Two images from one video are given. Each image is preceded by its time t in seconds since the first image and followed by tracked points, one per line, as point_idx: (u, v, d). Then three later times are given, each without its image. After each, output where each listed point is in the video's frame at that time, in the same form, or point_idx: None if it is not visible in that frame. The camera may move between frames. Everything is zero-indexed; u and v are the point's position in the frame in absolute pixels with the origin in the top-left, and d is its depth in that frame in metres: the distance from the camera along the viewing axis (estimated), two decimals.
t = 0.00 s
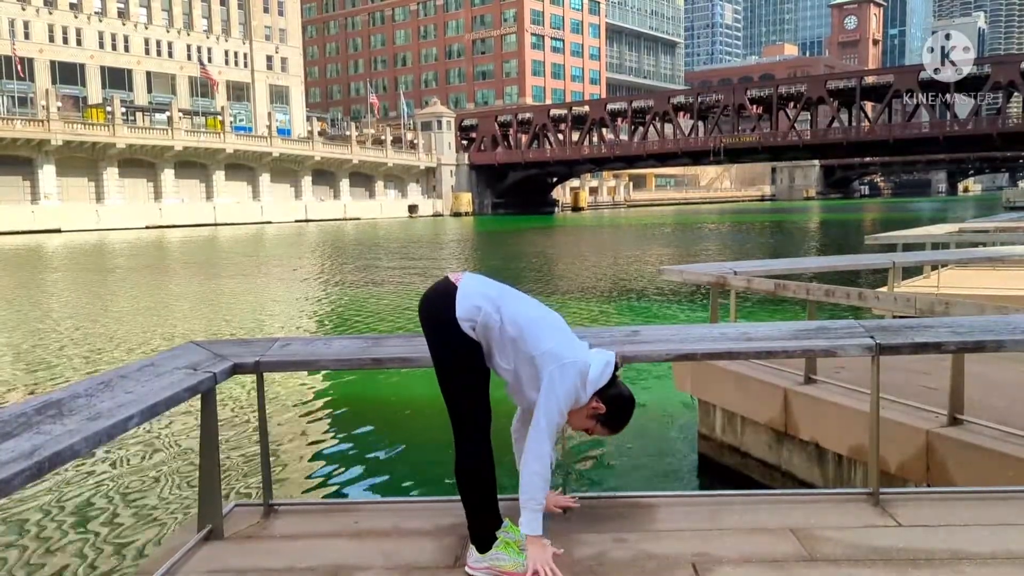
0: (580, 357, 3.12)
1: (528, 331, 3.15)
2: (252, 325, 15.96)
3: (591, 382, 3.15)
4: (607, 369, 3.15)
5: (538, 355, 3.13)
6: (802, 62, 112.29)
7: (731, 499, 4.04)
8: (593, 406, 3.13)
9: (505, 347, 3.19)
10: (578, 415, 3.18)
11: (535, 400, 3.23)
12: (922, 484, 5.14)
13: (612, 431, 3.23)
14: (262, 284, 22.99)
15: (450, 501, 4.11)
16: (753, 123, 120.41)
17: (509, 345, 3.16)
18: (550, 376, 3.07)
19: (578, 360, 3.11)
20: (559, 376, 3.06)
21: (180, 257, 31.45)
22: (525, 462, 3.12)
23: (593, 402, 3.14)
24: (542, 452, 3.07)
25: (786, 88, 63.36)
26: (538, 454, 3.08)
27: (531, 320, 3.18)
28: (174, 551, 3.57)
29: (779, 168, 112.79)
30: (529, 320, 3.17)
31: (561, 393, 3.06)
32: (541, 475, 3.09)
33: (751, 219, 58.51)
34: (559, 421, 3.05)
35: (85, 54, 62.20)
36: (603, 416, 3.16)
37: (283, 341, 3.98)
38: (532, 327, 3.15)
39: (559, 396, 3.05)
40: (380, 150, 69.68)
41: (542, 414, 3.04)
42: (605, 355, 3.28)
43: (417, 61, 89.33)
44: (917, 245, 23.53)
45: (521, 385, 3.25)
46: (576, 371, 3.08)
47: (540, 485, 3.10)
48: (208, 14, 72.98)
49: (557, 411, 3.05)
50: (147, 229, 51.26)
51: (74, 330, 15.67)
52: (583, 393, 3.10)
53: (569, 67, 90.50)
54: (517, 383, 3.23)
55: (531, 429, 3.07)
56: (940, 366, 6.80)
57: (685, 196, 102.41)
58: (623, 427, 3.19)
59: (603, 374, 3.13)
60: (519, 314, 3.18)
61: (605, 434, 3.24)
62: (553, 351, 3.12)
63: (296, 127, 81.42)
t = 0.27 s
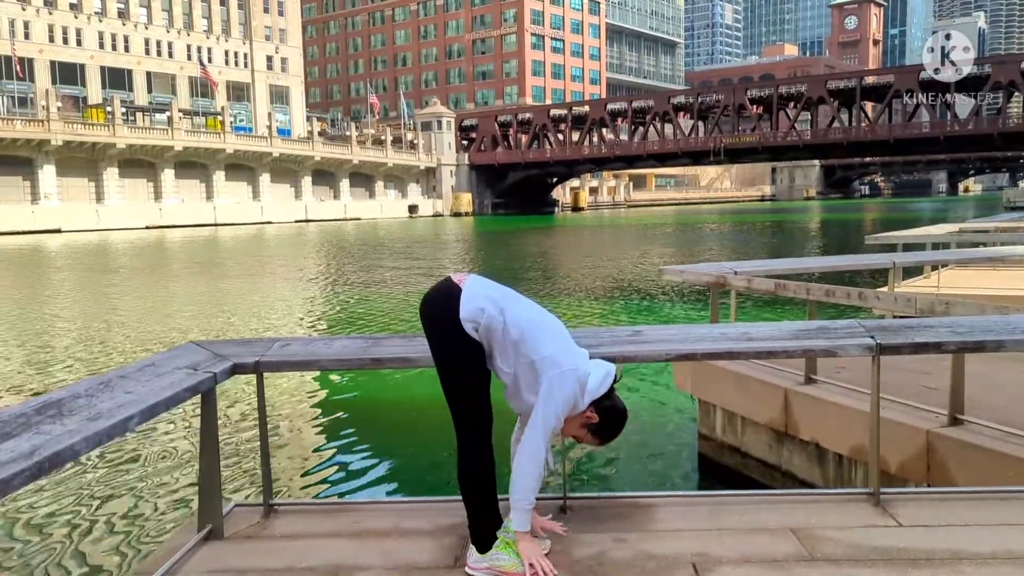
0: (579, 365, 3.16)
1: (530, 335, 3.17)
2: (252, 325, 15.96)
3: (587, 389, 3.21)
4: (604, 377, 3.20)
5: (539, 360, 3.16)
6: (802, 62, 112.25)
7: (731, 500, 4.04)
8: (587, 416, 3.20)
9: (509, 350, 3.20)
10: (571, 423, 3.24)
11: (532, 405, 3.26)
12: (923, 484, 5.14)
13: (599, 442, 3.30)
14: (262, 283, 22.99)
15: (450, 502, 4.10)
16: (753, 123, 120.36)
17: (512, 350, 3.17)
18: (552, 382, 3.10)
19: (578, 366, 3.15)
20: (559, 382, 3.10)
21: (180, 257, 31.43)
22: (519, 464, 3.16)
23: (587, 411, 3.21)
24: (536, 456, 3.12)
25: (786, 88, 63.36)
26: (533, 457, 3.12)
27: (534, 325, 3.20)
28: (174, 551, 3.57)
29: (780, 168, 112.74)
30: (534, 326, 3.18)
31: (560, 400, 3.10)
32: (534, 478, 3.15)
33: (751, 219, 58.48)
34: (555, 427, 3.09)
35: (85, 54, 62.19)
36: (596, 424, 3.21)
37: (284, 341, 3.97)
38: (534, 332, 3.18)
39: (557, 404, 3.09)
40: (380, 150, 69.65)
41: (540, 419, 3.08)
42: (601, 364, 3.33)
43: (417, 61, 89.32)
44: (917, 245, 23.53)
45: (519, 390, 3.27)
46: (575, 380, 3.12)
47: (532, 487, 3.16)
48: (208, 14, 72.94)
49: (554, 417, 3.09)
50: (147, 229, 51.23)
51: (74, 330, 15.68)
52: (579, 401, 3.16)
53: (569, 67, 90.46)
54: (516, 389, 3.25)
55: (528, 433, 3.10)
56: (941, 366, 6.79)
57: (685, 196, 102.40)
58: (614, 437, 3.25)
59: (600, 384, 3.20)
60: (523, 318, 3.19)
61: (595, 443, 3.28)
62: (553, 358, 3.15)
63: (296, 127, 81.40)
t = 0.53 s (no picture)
0: (578, 370, 3.17)
1: (531, 338, 3.17)
2: (252, 325, 15.97)
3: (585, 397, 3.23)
4: (605, 390, 3.24)
5: (539, 364, 3.15)
6: (802, 62, 112.30)
7: (731, 501, 4.03)
8: (580, 425, 3.22)
9: (511, 352, 3.19)
10: (567, 431, 3.25)
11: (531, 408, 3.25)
12: (923, 485, 5.14)
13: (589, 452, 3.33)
14: (262, 284, 23.01)
15: (450, 502, 4.09)
16: (753, 123, 120.39)
17: (513, 351, 3.17)
18: (549, 387, 3.11)
19: (577, 372, 3.16)
20: (558, 388, 3.09)
21: (180, 257, 31.43)
22: (515, 470, 3.18)
23: (580, 421, 3.23)
24: (534, 460, 3.12)
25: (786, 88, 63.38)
26: (529, 460, 3.12)
27: (535, 327, 3.21)
28: (174, 551, 3.57)
29: (780, 168, 112.77)
30: (537, 330, 3.19)
31: (558, 404, 3.09)
32: (532, 481, 3.14)
33: (751, 220, 58.50)
34: (554, 432, 3.09)
35: (85, 55, 62.17)
36: (587, 433, 3.24)
37: (283, 342, 3.97)
38: (536, 335, 3.17)
39: (557, 407, 3.08)
40: (380, 150, 69.65)
41: (537, 423, 3.07)
42: (597, 376, 3.33)
43: (417, 61, 89.36)
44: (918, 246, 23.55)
45: (518, 393, 3.27)
46: (575, 384, 3.12)
47: (529, 494, 3.17)
48: (208, 14, 72.93)
49: (552, 420, 3.09)
50: (146, 229, 51.26)
51: (73, 331, 15.69)
52: (577, 408, 3.18)
53: (569, 67, 90.44)
54: (515, 392, 3.25)
55: (525, 436, 3.12)
56: (941, 367, 6.79)
57: (685, 196, 102.41)
58: (605, 447, 3.27)
59: (596, 394, 3.23)
60: (525, 321, 3.19)
61: (581, 452, 3.31)
62: (554, 360, 3.14)
63: (296, 127, 81.43)
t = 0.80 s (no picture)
0: (580, 370, 3.17)
1: (532, 337, 3.16)
2: (251, 325, 15.95)
3: (585, 399, 3.24)
4: (607, 399, 3.25)
5: (540, 365, 3.14)
6: (802, 62, 112.27)
7: (730, 501, 4.03)
8: (574, 430, 3.22)
9: (512, 351, 3.18)
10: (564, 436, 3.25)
11: (531, 409, 3.25)
12: (923, 485, 5.14)
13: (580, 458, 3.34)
14: (262, 283, 22.99)
15: (449, 502, 4.09)
16: (753, 123, 120.37)
17: (514, 351, 3.17)
18: (549, 389, 3.11)
19: (578, 373, 3.17)
20: (558, 389, 3.10)
21: (180, 257, 31.40)
22: (515, 471, 3.18)
23: (575, 426, 3.24)
24: (534, 461, 3.12)
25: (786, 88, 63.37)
26: (529, 460, 3.12)
27: (537, 327, 3.21)
28: (173, 551, 3.57)
29: (780, 168, 112.74)
30: (538, 331, 3.19)
31: (558, 404, 3.09)
32: (531, 482, 3.15)
33: (752, 220, 58.47)
34: (554, 433, 3.09)
35: (85, 54, 62.18)
36: (579, 438, 3.25)
37: (284, 341, 3.97)
38: (536, 335, 3.18)
39: (558, 408, 3.08)
40: (380, 150, 69.61)
41: (537, 423, 3.07)
42: (596, 381, 3.34)
43: (417, 61, 89.35)
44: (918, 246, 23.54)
45: (518, 393, 3.27)
46: (576, 385, 3.11)
47: (530, 495, 3.17)
48: (207, 14, 72.89)
49: (553, 421, 3.09)
50: (147, 229, 51.29)
51: (73, 330, 15.69)
52: (578, 411, 3.18)
53: (569, 67, 90.42)
54: (516, 393, 3.25)
55: (525, 435, 3.11)
56: (941, 366, 6.79)
57: (685, 196, 102.37)
58: (600, 451, 3.27)
59: (594, 400, 3.24)
60: (525, 322, 3.20)
61: (576, 456, 3.32)
62: (555, 361, 3.13)
63: (296, 127, 81.41)
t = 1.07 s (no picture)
0: (580, 373, 3.18)
1: (534, 339, 3.16)
2: (252, 325, 15.93)
3: (584, 402, 3.25)
4: (607, 405, 3.27)
5: (541, 367, 3.15)
6: (802, 62, 112.29)
7: (729, 501, 4.03)
8: (572, 433, 3.23)
9: (512, 354, 3.18)
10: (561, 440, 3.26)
11: (531, 411, 3.24)
12: (922, 485, 5.14)
13: (571, 464, 3.35)
14: (262, 284, 22.98)
15: (448, 503, 4.10)
16: (753, 123, 120.39)
17: (519, 353, 3.17)
18: (549, 392, 3.11)
19: (579, 376, 3.17)
20: (559, 391, 3.10)
21: (181, 257, 31.39)
22: (516, 473, 3.18)
23: (572, 430, 3.24)
24: (533, 464, 3.12)
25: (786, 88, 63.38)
26: (529, 463, 3.12)
27: (538, 329, 3.21)
28: (174, 551, 3.58)
29: (780, 167, 112.75)
30: (538, 335, 3.19)
31: (559, 408, 3.10)
32: (530, 483, 3.15)
33: (752, 220, 58.45)
34: (555, 436, 3.10)
35: (85, 55, 62.18)
36: (574, 442, 3.26)
37: (283, 341, 3.97)
38: (538, 337, 3.17)
39: (557, 412, 3.09)
40: (380, 149, 69.59)
41: (538, 426, 3.08)
42: (595, 385, 3.36)
43: (418, 61, 89.34)
44: (919, 246, 23.56)
45: (518, 395, 3.26)
46: (576, 388, 3.12)
47: (530, 497, 3.17)
48: (208, 14, 72.87)
49: (552, 425, 3.10)
50: (147, 229, 51.32)
51: (74, 330, 15.68)
52: (577, 413, 3.20)
53: (569, 67, 90.42)
54: (516, 396, 3.25)
55: (524, 437, 3.12)
56: (941, 367, 6.79)
57: (686, 196, 102.32)
58: (596, 455, 3.28)
59: (591, 407, 3.25)
60: (527, 323, 3.19)
61: (575, 460, 3.32)
62: (556, 364, 3.14)
63: (297, 127, 81.44)
